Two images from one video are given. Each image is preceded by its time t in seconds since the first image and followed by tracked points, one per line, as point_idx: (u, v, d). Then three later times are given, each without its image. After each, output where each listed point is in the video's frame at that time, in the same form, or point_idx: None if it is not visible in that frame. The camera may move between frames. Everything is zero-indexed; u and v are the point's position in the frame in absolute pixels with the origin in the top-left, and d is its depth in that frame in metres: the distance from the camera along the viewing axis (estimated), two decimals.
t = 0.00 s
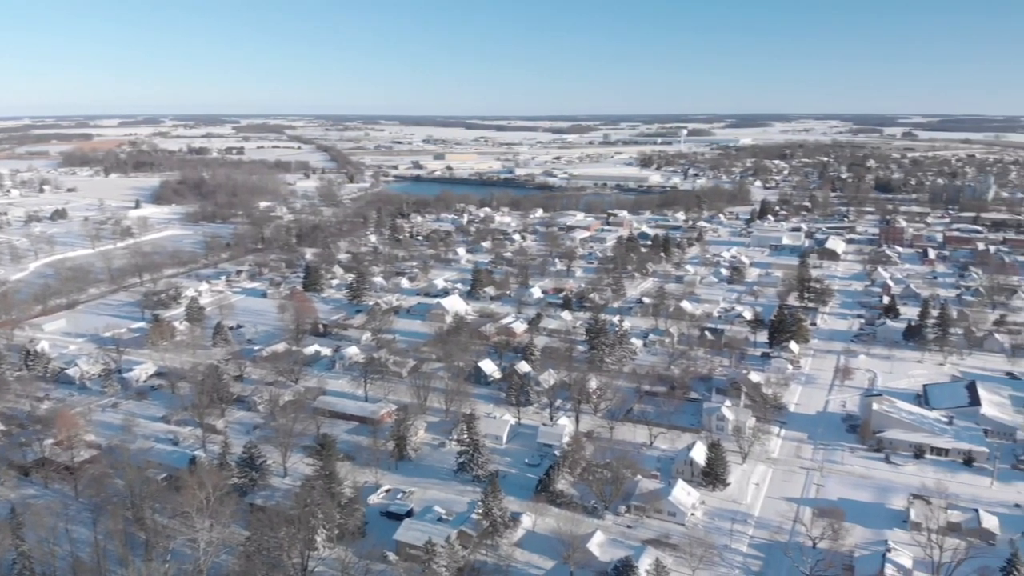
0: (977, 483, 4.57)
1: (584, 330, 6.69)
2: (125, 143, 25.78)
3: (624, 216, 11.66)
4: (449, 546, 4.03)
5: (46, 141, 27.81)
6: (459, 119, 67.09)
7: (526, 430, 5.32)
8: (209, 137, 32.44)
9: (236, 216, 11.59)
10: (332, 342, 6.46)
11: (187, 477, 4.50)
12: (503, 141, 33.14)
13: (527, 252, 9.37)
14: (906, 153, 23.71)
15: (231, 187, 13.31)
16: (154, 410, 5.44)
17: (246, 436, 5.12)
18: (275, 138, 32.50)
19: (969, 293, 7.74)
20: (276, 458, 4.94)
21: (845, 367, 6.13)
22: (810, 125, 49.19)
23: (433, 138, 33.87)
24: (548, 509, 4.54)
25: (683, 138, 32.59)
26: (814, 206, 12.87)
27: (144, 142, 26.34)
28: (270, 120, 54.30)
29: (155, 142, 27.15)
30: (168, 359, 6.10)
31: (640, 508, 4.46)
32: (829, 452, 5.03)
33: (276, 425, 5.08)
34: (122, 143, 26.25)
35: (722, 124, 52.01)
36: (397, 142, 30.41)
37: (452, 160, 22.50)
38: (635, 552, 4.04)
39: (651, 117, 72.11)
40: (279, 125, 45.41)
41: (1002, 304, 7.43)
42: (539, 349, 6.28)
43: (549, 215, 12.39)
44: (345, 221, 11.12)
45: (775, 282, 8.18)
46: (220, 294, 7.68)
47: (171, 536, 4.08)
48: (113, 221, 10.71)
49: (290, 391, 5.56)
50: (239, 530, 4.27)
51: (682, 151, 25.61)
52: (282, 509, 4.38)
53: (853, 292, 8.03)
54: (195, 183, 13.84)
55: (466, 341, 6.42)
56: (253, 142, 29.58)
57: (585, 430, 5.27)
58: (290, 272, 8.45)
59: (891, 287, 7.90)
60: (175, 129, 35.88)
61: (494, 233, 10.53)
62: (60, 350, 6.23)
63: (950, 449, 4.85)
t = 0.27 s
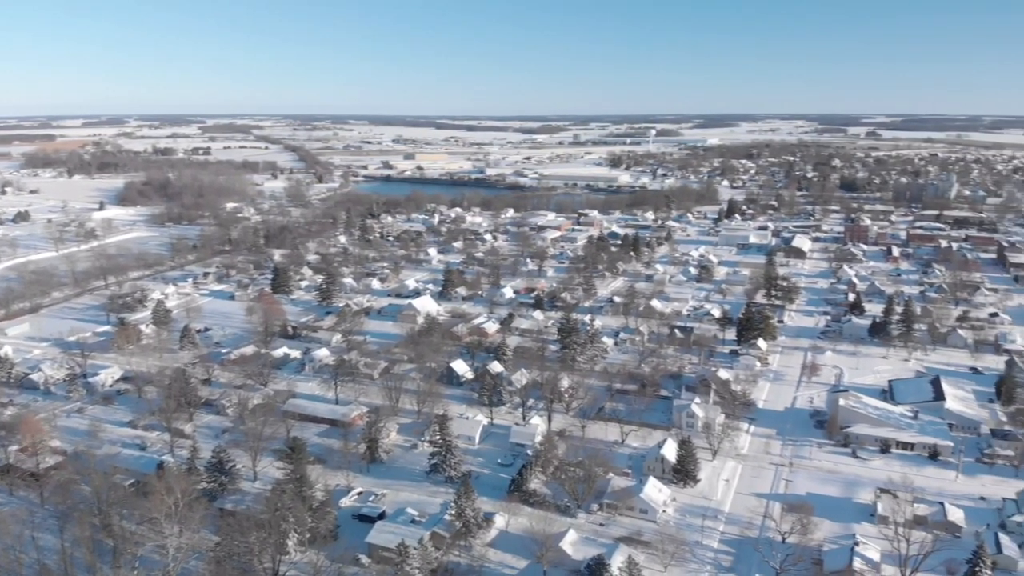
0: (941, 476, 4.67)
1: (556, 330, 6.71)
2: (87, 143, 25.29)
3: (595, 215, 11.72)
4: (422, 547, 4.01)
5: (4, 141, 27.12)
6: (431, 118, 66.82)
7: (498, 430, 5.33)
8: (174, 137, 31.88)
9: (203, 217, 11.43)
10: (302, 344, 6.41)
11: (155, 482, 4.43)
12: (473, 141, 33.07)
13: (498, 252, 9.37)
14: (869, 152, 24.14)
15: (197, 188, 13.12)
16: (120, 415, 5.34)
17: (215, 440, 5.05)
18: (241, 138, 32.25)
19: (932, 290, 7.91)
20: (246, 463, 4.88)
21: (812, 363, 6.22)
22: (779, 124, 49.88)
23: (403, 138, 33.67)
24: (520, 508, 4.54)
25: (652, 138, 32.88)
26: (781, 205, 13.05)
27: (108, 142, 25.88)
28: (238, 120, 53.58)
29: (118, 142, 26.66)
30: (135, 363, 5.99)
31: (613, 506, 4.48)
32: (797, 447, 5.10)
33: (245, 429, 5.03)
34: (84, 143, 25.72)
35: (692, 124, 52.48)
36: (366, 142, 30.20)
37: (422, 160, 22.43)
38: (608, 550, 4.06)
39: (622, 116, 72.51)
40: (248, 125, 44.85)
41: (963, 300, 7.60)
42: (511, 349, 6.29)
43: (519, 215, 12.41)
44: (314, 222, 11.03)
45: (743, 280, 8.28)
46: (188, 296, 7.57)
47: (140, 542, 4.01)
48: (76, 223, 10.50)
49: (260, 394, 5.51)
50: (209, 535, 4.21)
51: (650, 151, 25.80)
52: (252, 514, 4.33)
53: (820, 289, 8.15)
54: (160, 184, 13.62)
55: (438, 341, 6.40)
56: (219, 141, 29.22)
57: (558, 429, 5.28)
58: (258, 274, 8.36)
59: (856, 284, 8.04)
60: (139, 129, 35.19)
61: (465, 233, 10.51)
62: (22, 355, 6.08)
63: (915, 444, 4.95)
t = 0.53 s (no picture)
0: (907, 470, 4.76)
1: (528, 329, 6.72)
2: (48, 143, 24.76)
3: (566, 215, 11.75)
4: (394, 549, 3.98)
5: None
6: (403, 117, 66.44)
7: (471, 430, 5.32)
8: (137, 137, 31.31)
9: (169, 219, 11.26)
10: (271, 347, 6.34)
11: (123, 488, 4.35)
12: (442, 141, 32.95)
13: (470, 252, 9.36)
14: (834, 151, 24.52)
15: (163, 189, 12.92)
16: (86, 420, 5.25)
17: (184, 445, 4.98)
18: (206, 138, 31.96)
19: (896, 287, 8.05)
20: (215, 467, 4.81)
21: (780, 360, 6.31)
22: (749, 124, 50.43)
23: (372, 138, 33.44)
24: (494, 509, 4.54)
25: (620, 138, 33.07)
26: (749, 204, 13.19)
27: (69, 143, 25.36)
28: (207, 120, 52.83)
29: (80, 143, 26.14)
30: (101, 367, 5.89)
31: (586, 505, 4.50)
32: (766, 443, 5.17)
33: (214, 433, 4.96)
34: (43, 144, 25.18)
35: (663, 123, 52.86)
36: (335, 142, 29.96)
37: (392, 160, 22.31)
38: (580, 548, 4.06)
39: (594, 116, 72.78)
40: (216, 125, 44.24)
41: (927, 297, 7.75)
42: (483, 349, 6.29)
43: (490, 215, 12.40)
44: (282, 223, 10.93)
45: (712, 278, 8.35)
46: (154, 299, 7.45)
47: (107, 549, 3.93)
48: (38, 225, 10.27)
49: (229, 398, 5.44)
50: (179, 540, 4.14)
51: (620, 151, 25.95)
52: (223, 519, 4.26)
53: (787, 287, 8.26)
54: (125, 186, 13.40)
55: (410, 342, 6.38)
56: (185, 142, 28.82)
57: (531, 428, 5.29)
58: (226, 276, 8.26)
59: (822, 282, 8.17)
60: (102, 129, 34.50)
61: (436, 233, 10.49)
62: None
63: (881, 438, 5.04)
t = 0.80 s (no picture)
0: (874, 465, 4.83)
1: (499, 329, 6.72)
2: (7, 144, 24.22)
3: (537, 215, 11.77)
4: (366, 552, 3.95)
5: None
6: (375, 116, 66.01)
7: (443, 431, 5.30)
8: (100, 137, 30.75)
9: (135, 220, 11.08)
10: (240, 349, 6.27)
11: (89, 494, 4.26)
12: (412, 141, 32.80)
13: (441, 252, 9.34)
14: (801, 151, 24.85)
15: (128, 190, 12.72)
16: (51, 426, 5.15)
17: (151, 449, 4.91)
18: (173, 138, 31.58)
19: (862, 284, 8.18)
20: (184, 472, 4.75)
21: (748, 357, 6.37)
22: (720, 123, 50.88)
23: (341, 138, 33.18)
24: (466, 509, 4.53)
25: (591, 138, 33.26)
26: (717, 204, 13.31)
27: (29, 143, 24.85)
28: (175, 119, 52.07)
29: (40, 144, 25.61)
30: (65, 372, 5.78)
31: (558, 503, 4.51)
32: (736, 439, 5.22)
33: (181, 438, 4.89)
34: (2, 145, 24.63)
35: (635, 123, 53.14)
36: (304, 142, 29.69)
37: (362, 159, 22.17)
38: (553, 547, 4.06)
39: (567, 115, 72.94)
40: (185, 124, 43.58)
41: (891, 293, 7.88)
42: (455, 350, 6.28)
43: (461, 215, 12.38)
44: (250, 224, 10.82)
45: (681, 277, 8.42)
46: (120, 302, 7.33)
47: (74, 557, 3.85)
48: None
49: (197, 401, 5.38)
50: (148, 546, 4.06)
51: (590, 151, 26.04)
52: (192, 524, 4.20)
53: (754, 285, 8.35)
54: (88, 188, 13.17)
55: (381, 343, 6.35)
56: (150, 142, 28.40)
57: (503, 428, 5.29)
58: (192, 278, 8.15)
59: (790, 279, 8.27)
60: (65, 129, 33.81)
61: (407, 233, 10.45)
62: None
63: (848, 433, 5.11)
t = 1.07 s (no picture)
0: (842, 459, 4.90)
1: (471, 329, 6.72)
2: None
3: (508, 214, 11.79)
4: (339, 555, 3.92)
5: None
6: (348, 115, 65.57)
7: (416, 433, 5.29)
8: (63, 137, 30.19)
9: (100, 222, 10.90)
10: (208, 352, 6.20)
11: (56, 501, 4.18)
12: (381, 141, 32.64)
13: (412, 252, 9.31)
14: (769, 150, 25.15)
15: (92, 192, 12.50)
16: (15, 432, 5.05)
17: (118, 455, 4.84)
18: (139, 138, 31.15)
19: (829, 281, 8.30)
20: (152, 477, 4.68)
21: (717, 355, 6.43)
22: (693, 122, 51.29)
23: (310, 138, 32.92)
24: (439, 510, 4.51)
25: (561, 138, 33.40)
26: (686, 203, 13.42)
27: None
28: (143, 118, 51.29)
29: None
30: (29, 377, 5.67)
31: (531, 503, 4.51)
32: (706, 436, 5.26)
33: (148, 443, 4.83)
34: None
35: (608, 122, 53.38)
36: (272, 142, 29.42)
37: (331, 159, 22.01)
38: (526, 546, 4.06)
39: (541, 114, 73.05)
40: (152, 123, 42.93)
41: (857, 290, 8.00)
42: (427, 350, 6.27)
43: (432, 215, 12.36)
44: (217, 225, 10.70)
45: (650, 275, 8.47)
46: (85, 305, 7.21)
47: (40, 565, 3.77)
48: None
49: (164, 406, 5.31)
50: (116, 553, 3.99)
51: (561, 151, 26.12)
52: (162, 530, 4.13)
53: (723, 283, 8.43)
54: (51, 190, 12.93)
55: (352, 345, 6.31)
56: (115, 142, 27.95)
57: (476, 428, 5.28)
58: (159, 281, 8.04)
59: (758, 277, 8.36)
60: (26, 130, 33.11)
61: (378, 233, 10.40)
62: None
63: (816, 429, 5.17)
